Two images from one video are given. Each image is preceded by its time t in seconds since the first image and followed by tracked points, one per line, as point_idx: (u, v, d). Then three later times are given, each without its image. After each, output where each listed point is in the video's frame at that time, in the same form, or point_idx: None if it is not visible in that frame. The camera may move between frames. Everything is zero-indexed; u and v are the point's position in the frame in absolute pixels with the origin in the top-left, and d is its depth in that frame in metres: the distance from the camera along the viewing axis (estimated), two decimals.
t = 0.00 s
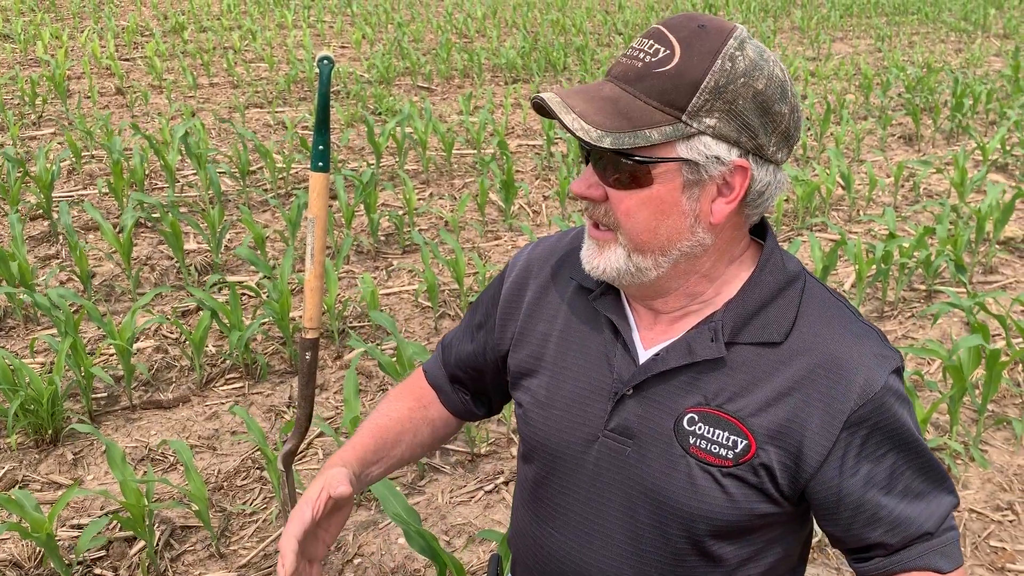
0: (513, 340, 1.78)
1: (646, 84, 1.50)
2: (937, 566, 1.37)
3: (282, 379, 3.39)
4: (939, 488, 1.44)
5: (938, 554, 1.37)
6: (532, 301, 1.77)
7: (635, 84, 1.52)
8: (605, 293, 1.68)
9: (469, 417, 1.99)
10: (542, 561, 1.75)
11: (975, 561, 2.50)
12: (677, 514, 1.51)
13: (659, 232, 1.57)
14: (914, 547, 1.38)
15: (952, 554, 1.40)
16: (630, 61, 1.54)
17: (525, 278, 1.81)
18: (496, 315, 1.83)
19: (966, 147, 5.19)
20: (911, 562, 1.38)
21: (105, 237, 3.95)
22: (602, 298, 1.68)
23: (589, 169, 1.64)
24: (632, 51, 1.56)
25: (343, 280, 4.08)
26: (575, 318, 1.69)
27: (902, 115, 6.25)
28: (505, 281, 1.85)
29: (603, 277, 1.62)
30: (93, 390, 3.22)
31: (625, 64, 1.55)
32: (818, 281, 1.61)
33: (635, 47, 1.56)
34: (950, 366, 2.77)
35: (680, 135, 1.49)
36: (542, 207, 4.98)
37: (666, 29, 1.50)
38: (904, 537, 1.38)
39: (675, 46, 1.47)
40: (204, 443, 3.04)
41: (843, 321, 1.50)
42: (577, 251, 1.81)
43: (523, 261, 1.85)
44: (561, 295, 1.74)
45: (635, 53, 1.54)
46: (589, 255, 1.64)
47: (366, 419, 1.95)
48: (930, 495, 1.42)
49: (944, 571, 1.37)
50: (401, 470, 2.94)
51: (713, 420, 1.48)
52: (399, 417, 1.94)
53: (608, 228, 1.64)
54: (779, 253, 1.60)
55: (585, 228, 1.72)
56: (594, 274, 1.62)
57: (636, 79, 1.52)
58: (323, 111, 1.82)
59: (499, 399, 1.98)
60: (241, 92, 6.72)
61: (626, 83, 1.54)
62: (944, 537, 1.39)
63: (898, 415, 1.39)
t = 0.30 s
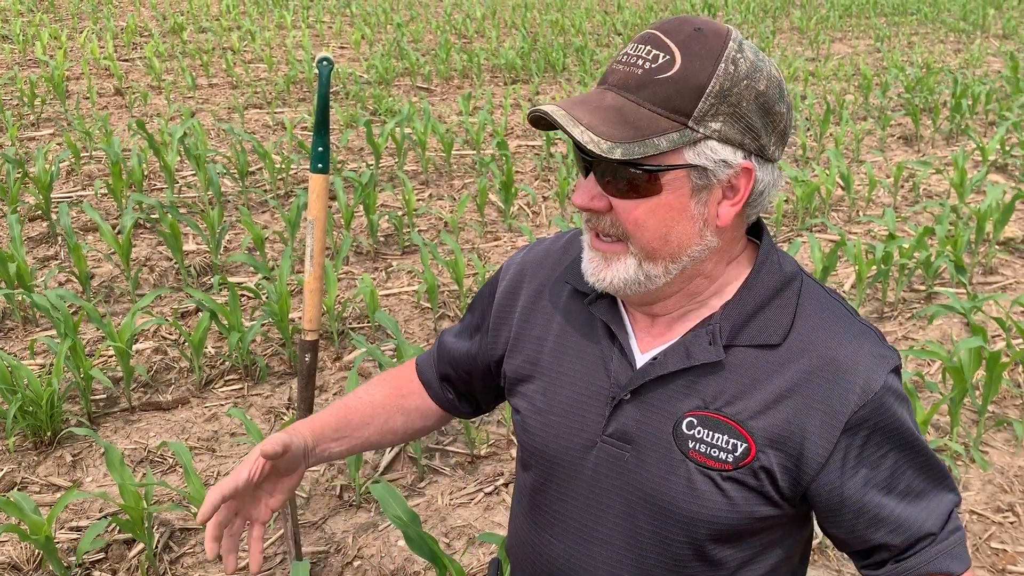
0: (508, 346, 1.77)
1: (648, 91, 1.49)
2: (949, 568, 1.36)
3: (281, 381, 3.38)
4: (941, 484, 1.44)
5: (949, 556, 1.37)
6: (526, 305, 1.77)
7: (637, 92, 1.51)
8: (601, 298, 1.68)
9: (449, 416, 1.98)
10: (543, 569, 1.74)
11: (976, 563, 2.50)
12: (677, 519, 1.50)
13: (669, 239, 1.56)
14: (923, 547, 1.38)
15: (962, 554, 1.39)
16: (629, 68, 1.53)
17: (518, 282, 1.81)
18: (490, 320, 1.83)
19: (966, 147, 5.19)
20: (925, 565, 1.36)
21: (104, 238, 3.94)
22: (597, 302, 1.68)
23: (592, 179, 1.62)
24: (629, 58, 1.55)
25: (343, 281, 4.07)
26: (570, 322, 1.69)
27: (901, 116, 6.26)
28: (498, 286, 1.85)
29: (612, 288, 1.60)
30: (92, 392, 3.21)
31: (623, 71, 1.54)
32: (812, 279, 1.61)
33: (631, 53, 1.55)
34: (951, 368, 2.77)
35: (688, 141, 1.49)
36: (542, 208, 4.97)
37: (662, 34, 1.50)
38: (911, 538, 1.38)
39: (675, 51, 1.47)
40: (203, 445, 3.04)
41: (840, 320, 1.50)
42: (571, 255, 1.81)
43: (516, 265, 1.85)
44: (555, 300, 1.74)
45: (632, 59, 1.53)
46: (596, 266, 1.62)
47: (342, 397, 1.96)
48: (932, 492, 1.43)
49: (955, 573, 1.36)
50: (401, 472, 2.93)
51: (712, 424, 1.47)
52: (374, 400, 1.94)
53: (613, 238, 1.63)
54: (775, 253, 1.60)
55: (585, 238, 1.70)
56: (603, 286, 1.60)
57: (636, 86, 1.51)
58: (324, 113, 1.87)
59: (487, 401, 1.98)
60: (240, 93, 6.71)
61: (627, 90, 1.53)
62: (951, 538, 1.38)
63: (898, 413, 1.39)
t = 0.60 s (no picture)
0: (497, 357, 1.76)
1: (639, 92, 1.48)
2: (975, 560, 1.38)
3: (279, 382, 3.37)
4: (943, 468, 1.46)
5: (970, 547, 1.38)
6: (511, 314, 1.76)
7: (629, 93, 1.49)
8: (588, 305, 1.67)
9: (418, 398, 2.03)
10: None
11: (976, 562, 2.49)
12: (681, 524, 1.50)
13: (664, 239, 1.55)
14: (942, 547, 1.39)
15: (981, 540, 1.41)
16: (616, 70, 1.51)
17: (500, 292, 1.80)
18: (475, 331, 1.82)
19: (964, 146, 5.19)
20: (946, 562, 1.38)
21: (101, 238, 3.93)
22: (584, 309, 1.66)
23: (581, 183, 1.60)
24: (613, 60, 1.53)
25: (341, 281, 4.06)
26: (559, 329, 1.68)
27: (899, 115, 6.26)
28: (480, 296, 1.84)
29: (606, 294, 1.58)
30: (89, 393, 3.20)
31: (609, 73, 1.53)
32: (797, 273, 1.63)
33: (614, 55, 1.54)
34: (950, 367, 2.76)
35: (681, 141, 1.48)
36: (540, 208, 4.97)
37: (645, 34, 1.49)
38: (922, 529, 1.38)
39: (661, 50, 1.47)
40: (201, 446, 3.03)
41: (829, 313, 1.51)
42: (552, 262, 1.81)
43: (497, 274, 1.84)
44: (540, 308, 1.73)
45: (617, 61, 1.52)
46: (587, 273, 1.60)
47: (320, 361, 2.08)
48: (937, 477, 1.45)
49: (983, 564, 1.38)
50: (400, 473, 2.93)
51: (709, 426, 1.47)
52: (335, 361, 2.05)
53: (603, 243, 1.61)
54: (762, 249, 1.61)
55: (569, 244, 1.68)
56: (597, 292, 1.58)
57: (626, 87, 1.50)
58: (321, 114, 1.87)
59: (464, 405, 2.03)
60: (238, 93, 6.70)
61: (616, 92, 1.51)
62: (969, 528, 1.40)
63: (896, 403, 1.40)
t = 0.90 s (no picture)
0: (488, 373, 1.74)
1: (637, 84, 1.49)
2: (948, 544, 1.40)
3: (276, 382, 3.36)
4: (924, 453, 1.47)
5: (946, 533, 1.40)
6: (497, 330, 1.74)
7: (628, 85, 1.49)
8: (574, 313, 1.65)
9: (422, 436, 1.96)
10: None
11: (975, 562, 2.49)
12: (683, 525, 1.50)
13: (666, 229, 1.56)
14: (918, 531, 1.41)
15: (956, 525, 1.43)
16: (608, 65, 1.51)
17: (484, 309, 1.77)
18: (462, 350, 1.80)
19: (961, 145, 5.19)
20: (922, 546, 1.40)
21: (98, 239, 3.92)
22: (572, 317, 1.65)
23: (582, 182, 1.59)
24: (599, 56, 1.53)
25: (338, 281, 4.06)
26: (548, 340, 1.66)
27: (897, 114, 6.26)
28: (463, 313, 1.82)
29: (610, 293, 1.57)
30: (85, 395, 3.19)
31: (600, 68, 1.52)
32: (780, 265, 1.65)
33: (598, 51, 1.54)
34: (948, 367, 2.76)
35: (681, 129, 1.50)
36: (538, 208, 4.96)
37: (629, 28, 1.50)
38: (903, 512, 1.41)
39: (650, 42, 1.48)
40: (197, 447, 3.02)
41: (812, 302, 1.53)
42: (532, 273, 1.79)
43: (478, 291, 1.81)
44: (525, 319, 1.71)
45: (607, 56, 1.52)
46: (588, 274, 1.58)
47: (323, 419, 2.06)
48: (919, 461, 1.46)
49: (956, 548, 1.41)
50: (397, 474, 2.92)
51: (706, 422, 1.47)
52: (332, 420, 2.02)
53: (602, 241, 1.61)
54: (742, 244, 1.64)
55: (563, 248, 1.66)
56: (602, 293, 1.56)
57: (622, 81, 1.50)
58: (317, 114, 1.87)
59: (469, 435, 1.96)
60: (235, 93, 6.69)
61: (611, 86, 1.51)
62: (946, 513, 1.42)
63: (880, 389, 1.43)
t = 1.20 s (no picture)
0: (483, 381, 1.73)
1: (648, 67, 1.52)
2: (937, 531, 1.42)
3: (273, 383, 3.36)
4: (921, 442, 1.48)
5: (936, 521, 1.42)
6: (490, 337, 1.73)
7: (642, 69, 1.52)
8: (569, 315, 1.65)
9: (412, 451, 1.96)
10: None
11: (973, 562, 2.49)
12: (686, 522, 1.50)
13: (690, 206, 1.62)
14: (910, 515, 1.43)
15: (947, 514, 1.44)
16: (611, 56, 1.54)
17: (476, 317, 1.77)
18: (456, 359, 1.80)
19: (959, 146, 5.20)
20: (911, 531, 1.42)
21: (95, 239, 3.91)
22: (567, 318, 1.64)
23: (613, 173, 1.60)
24: (597, 51, 1.55)
25: (336, 282, 4.05)
26: (543, 343, 1.66)
27: (894, 115, 6.27)
28: (454, 323, 1.81)
29: (655, 280, 1.57)
30: (83, 395, 3.19)
31: (606, 60, 1.54)
32: (771, 258, 1.66)
33: (592, 47, 1.55)
34: (945, 367, 2.77)
35: (688, 107, 1.58)
36: (536, 208, 4.96)
37: (617, 22, 1.55)
38: (896, 496, 1.43)
39: (641, 32, 1.55)
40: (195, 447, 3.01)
41: (804, 291, 1.54)
42: (521, 278, 1.79)
43: (468, 301, 1.81)
44: (518, 324, 1.71)
45: (606, 49, 1.54)
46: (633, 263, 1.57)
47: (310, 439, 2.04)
48: (918, 449, 1.46)
49: (944, 535, 1.43)
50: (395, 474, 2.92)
51: (707, 416, 1.47)
52: (321, 440, 2.00)
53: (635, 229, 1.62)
54: (732, 238, 1.65)
55: (590, 248, 1.64)
56: (649, 280, 1.56)
57: (633, 67, 1.52)
58: (314, 114, 1.86)
59: (464, 449, 1.96)
60: (232, 93, 6.69)
61: (626, 73, 1.52)
62: (936, 503, 1.43)
63: (873, 376, 1.44)
